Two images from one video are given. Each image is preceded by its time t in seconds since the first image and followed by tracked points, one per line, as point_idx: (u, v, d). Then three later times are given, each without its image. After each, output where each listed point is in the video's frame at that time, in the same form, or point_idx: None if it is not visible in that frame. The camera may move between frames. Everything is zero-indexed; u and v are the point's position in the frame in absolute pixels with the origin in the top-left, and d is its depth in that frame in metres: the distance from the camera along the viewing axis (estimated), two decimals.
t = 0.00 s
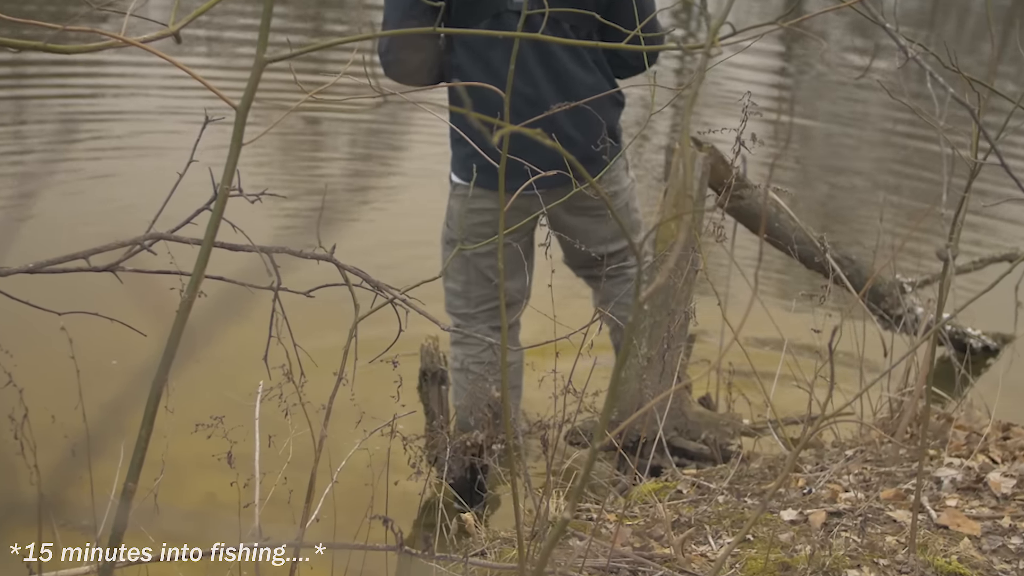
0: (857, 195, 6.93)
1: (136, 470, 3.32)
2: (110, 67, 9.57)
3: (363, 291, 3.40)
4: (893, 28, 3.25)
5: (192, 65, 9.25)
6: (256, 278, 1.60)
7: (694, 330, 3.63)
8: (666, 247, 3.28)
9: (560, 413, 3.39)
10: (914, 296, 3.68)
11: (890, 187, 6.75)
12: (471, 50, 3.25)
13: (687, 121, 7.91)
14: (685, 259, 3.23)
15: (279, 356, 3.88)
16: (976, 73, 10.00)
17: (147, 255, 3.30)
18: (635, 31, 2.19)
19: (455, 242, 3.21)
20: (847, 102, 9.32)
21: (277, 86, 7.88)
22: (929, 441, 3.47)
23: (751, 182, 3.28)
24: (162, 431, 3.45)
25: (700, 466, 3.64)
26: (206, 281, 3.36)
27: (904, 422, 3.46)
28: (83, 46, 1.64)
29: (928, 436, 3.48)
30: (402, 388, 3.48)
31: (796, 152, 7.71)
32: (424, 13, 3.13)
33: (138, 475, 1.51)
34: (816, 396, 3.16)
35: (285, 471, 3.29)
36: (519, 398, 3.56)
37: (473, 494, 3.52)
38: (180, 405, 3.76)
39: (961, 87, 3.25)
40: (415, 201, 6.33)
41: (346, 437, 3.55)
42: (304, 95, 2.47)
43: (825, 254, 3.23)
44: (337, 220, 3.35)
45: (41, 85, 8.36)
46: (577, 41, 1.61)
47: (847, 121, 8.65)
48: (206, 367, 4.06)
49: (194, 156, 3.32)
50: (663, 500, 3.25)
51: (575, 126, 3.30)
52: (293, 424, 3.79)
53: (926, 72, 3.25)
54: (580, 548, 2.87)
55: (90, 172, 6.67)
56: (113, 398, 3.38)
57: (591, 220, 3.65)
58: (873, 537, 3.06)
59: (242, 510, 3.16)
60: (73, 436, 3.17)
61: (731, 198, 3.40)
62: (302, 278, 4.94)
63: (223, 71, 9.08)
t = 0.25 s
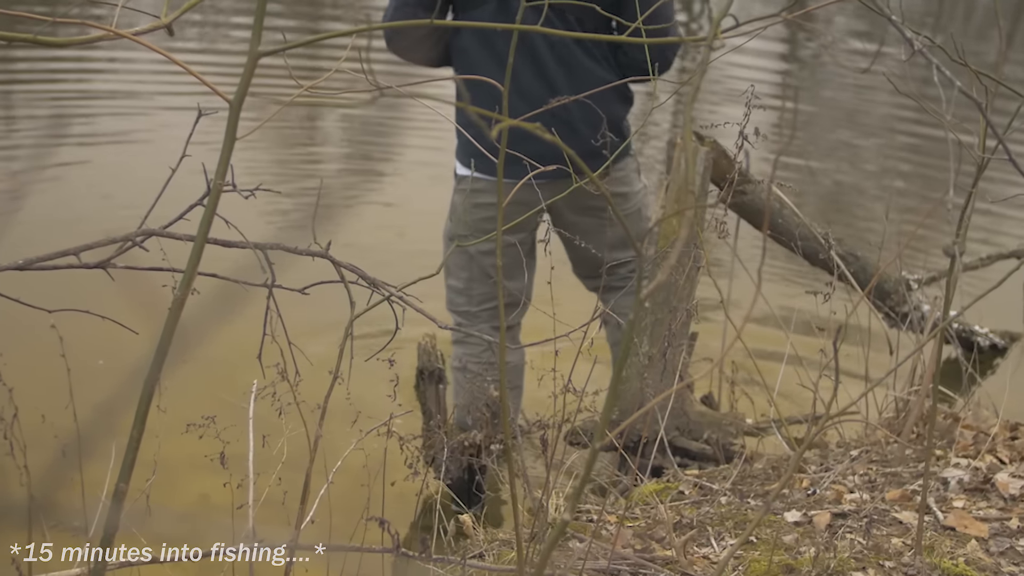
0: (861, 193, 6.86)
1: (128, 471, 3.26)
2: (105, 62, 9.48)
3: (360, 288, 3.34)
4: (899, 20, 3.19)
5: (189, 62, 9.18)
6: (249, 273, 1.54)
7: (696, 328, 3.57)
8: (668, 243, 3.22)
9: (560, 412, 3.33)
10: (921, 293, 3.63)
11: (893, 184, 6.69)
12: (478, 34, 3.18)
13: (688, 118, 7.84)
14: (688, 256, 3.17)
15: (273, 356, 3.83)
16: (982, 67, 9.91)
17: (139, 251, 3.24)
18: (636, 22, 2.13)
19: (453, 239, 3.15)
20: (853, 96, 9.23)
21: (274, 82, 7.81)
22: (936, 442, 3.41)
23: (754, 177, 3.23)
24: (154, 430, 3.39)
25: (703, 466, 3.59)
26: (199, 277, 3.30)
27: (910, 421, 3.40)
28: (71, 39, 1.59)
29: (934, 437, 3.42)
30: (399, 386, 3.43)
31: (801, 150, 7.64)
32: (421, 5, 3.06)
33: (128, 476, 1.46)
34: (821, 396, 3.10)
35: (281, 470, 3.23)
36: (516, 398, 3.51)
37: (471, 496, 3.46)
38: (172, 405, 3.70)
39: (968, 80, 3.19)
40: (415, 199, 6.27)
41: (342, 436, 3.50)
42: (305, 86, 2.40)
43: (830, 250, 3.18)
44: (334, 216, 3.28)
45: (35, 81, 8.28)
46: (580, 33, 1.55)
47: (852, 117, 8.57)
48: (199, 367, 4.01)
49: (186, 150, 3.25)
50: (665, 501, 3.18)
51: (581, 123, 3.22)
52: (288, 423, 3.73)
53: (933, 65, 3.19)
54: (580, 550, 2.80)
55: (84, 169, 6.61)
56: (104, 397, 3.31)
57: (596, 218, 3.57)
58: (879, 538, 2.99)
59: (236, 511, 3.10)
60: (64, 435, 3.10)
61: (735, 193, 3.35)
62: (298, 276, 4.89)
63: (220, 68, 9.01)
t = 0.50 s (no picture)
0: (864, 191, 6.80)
1: (119, 471, 3.21)
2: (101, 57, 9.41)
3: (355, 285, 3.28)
4: (905, 13, 3.12)
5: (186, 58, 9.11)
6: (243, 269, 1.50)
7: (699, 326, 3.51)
8: (670, 240, 3.16)
9: (559, 412, 3.27)
10: (927, 291, 3.57)
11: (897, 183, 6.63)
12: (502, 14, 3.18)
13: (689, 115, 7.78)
14: (690, 253, 3.11)
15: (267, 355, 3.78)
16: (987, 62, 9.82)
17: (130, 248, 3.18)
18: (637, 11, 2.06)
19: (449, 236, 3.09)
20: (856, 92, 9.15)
21: (271, 78, 7.74)
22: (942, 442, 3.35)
23: (758, 173, 3.16)
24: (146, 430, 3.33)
25: (705, 467, 3.53)
26: (191, 274, 3.24)
27: (917, 421, 3.34)
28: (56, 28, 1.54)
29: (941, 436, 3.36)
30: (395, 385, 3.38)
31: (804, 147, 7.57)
32: None
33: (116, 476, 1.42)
34: (826, 395, 3.04)
35: (275, 471, 3.17)
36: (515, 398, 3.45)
37: (469, 496, 3.40)
38: (165, 405, 3.64)
39: (975, 74, 3.13)
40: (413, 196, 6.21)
41: (337, 436, 3.44)
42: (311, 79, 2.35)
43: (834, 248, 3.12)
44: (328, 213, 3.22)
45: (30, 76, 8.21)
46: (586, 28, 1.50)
47: (855, 113, 8.50)
48: (192, 367, 3.96)
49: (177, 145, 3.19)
50: (667, 502, 3.12)
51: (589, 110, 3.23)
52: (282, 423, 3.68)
53: (939, 59, 3.13)
54: (580, 552, 2.74)
55: (80, 165, 6.54)
56: (95, 396, 3.26)
57: (596, 214, 3.49)
58: (884, 540, 2.94)
59: (229, 512, 3.04)
60: (54, 435, 3.05)
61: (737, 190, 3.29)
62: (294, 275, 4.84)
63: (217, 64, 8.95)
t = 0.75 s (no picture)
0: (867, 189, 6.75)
1: (111, 472, 3.15)
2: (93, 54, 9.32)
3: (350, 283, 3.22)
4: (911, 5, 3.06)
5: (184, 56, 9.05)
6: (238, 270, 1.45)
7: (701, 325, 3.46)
8: (672, 236, 3.10)
9: (559, 411, 3.22)
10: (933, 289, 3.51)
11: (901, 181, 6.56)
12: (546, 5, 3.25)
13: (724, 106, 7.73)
14: (693, 248, 3.05)
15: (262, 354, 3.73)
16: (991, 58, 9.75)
17: (121, 245, 3.12)
18: None
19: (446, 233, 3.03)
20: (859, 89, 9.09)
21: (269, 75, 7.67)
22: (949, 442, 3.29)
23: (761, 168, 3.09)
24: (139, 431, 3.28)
25: (707, 467, 3.47)
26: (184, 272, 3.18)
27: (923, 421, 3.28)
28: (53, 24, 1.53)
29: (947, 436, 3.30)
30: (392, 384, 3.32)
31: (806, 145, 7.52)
32: None
33: (111, 478, 1.38)
34: (830, 395, 2.98)
35: (269, 471, 3.12)
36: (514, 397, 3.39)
37: (467, 497, 3.34)
38: (158, 405, 3.59)
39: (982, 67, 3.06)
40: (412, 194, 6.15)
41: (333, 436, 3.39)
42: (370, 75, 2.36)
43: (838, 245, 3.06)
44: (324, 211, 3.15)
45: (22, 73, 8.13)
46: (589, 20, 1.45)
47: (858, 111, 8.44)
48: (186, 367, 3.91)
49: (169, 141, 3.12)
50: (668, 504, 3.06)
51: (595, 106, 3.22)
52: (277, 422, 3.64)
53: (946, 52, 3.07)
54: (579, 554, 2.69)
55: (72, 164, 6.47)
56: (86, 396, 3.20)
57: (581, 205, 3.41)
58: (890, 542, 2.88)
59: (222, 513, 2.98)
60: (43, 435, 2.99)
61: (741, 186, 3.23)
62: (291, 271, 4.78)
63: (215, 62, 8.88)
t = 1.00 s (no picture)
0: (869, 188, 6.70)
1: (103, 473, 3.10)
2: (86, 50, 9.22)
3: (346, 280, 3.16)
4: None
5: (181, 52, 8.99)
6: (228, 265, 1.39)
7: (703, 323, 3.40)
8: (672, 233, 3.05)
9: (558, 411, 3.17)
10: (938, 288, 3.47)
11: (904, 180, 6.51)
12: None
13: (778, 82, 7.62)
14: (693, 246, 3.00)
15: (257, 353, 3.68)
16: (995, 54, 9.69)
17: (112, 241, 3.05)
18: None
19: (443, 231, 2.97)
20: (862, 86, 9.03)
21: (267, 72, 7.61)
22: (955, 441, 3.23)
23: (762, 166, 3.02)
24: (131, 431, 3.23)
25: (709, 467, 3.42)
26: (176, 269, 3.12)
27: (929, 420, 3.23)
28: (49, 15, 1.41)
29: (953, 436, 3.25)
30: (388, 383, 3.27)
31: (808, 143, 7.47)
32: None
33: (100, 478, 1.33)
34: (835, 395, 2.91)
35: (264, 471, 3.07)
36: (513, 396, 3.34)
37: (465, 498, 3.29)
38: (150, 405, 3.54)
39: (989, 61, 3.01)
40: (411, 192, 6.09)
41: (329, 436, 3.34)
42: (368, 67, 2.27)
43: (842, 242, 3.01)
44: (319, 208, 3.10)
45: (13, 69, 8.03)
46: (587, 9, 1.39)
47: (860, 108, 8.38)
48: (179, 367, 3.86)
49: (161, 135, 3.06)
50: (670, 505, 3.01)
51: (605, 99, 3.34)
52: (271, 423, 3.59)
53: (952, 45, 3.01)
54: (579, 556, 2.63)
55: (66, 162, 6.40)
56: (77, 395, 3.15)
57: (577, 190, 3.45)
58: (895, 544, 2.83)
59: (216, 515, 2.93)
60: (34, 435, 2.94)
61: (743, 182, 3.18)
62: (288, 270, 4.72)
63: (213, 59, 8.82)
